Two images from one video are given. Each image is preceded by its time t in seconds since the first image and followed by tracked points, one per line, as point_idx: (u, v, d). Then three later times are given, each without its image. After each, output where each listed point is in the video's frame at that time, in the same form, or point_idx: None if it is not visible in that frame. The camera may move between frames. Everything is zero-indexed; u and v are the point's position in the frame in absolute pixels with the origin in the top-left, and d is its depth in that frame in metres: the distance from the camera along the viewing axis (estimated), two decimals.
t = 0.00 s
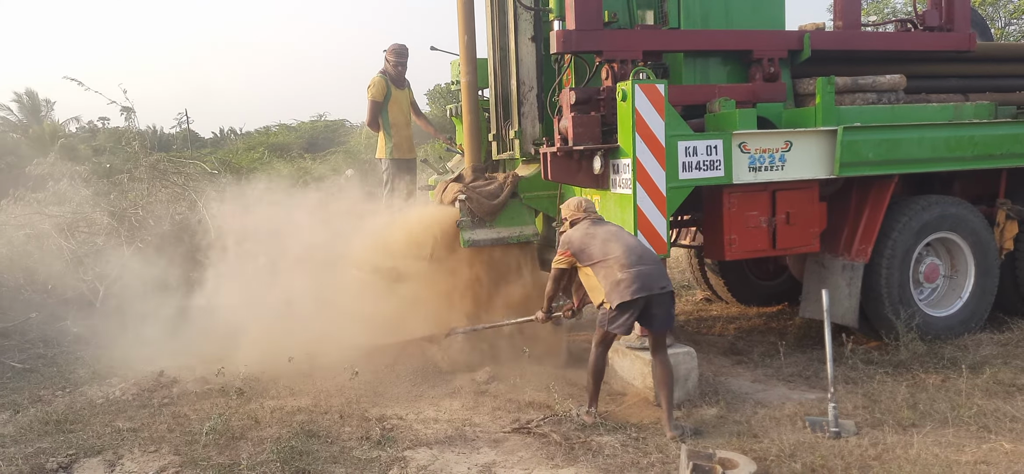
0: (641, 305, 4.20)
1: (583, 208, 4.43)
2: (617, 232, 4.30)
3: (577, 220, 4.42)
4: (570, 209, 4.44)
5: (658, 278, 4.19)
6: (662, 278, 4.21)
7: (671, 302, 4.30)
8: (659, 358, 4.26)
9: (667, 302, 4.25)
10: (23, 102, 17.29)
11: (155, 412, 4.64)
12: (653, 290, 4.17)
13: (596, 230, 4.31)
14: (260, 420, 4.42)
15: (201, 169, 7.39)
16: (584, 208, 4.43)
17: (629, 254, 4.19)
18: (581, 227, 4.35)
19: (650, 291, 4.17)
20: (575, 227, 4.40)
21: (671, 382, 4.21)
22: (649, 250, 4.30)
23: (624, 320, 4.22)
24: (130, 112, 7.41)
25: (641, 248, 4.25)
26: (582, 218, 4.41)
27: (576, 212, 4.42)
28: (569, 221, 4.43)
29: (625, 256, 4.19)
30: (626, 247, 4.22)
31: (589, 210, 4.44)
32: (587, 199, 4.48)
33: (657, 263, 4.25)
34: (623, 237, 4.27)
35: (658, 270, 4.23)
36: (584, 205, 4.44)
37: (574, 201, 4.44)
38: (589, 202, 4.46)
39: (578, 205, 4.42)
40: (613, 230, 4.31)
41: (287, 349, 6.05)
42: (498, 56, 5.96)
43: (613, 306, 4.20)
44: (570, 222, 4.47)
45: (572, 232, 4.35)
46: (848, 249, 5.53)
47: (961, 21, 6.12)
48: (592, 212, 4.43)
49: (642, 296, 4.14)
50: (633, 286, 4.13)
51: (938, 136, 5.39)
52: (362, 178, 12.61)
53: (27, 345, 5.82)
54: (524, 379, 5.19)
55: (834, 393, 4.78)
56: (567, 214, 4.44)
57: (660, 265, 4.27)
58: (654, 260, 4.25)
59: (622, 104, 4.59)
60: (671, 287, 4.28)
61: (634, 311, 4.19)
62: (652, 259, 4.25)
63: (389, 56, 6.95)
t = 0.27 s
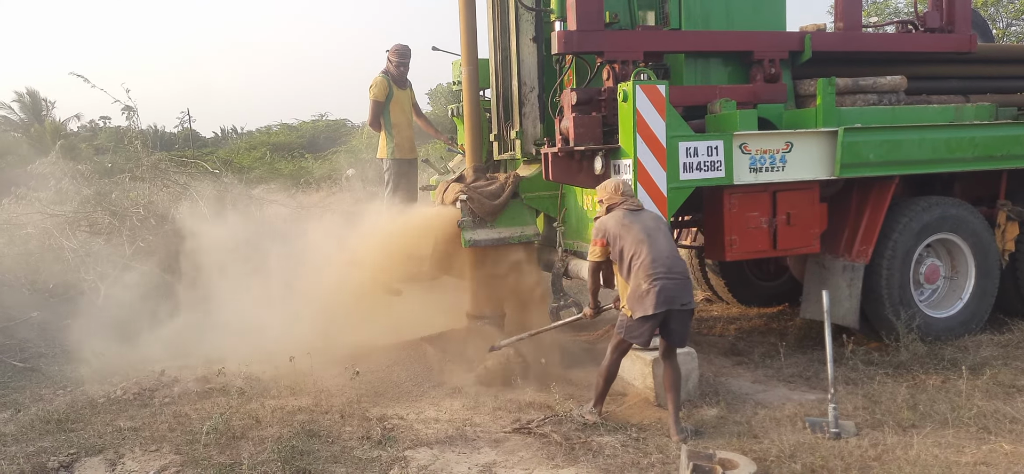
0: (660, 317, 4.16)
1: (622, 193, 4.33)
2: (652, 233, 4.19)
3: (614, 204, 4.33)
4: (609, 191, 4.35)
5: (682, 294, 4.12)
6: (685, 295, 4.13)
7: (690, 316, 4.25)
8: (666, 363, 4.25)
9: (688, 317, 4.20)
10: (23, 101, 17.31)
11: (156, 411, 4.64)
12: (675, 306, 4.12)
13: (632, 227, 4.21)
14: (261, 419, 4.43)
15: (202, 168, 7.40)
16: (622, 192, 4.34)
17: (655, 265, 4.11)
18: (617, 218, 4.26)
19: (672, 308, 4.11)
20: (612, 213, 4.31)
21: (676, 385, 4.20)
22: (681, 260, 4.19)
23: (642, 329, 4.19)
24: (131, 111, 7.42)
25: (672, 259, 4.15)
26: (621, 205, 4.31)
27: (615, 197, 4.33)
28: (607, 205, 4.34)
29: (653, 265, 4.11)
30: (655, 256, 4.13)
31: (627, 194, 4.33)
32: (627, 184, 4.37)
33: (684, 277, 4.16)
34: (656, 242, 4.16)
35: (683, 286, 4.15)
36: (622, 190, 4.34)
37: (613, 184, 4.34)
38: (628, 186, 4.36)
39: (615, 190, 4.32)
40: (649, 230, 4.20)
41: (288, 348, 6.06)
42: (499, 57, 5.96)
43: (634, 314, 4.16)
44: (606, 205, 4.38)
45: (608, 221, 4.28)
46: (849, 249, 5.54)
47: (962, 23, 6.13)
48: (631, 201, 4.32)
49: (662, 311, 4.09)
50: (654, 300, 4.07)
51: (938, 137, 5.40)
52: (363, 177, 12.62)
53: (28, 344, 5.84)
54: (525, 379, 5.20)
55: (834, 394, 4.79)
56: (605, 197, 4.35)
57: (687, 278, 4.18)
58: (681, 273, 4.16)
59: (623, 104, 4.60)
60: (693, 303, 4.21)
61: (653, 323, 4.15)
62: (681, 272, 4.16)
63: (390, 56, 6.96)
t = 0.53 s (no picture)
0: (656, 314, 4.17)
1: (636, 185, 4.29)
2: (657, 228, 4.15)
3: (627, 195, 4.31)
4: (623, 182, 4.32)
5: (675, 295, 4.09)
6: (680, 296, 4.09)
7: (691, 316, 4.19)
8: (672, 363, 4.23)
9: (684, 317, 4.16)
10: (24, 101, 17.32)
11: (156, 410, 4.65)
12: (668, 306, 4.10)
13: (638, 221, 4.20)
14: (261, 418, 4.43)
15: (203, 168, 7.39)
16: (637, 183, 4.29)
17: (649, 264, 4.11)
18: (628, 212, 4.26)
19: (664, 307, 4.10)
20: (626, 205, 4.30)
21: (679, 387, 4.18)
22: (683, 258, 4.13)
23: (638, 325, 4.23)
24: (132, 110, 7.44)
25: (670, 258, 4.10)
26: (634, 197, 4.28)
27: (630, 188, 4.30)
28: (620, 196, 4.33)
29: (647, 264, 4.11)
30: (652, 253, 4.12)
31: (642, 184, 4.28)
32: (644, 174, 4.31)
33: (682, 277, 4.11)
34: (656, 239, 4.13)
35: (679, 286, 4.10)
36: (638, 180, 4.29)
37: (627, 174, 4.31)
38: (644, 177, 4.31)
39: (629, 181, 4.29)
40: (653, 226, 4.16)
41: (289, 347, 6.07)
42: (500, 58, 5.97)
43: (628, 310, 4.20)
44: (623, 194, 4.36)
45: (619, 215, 4.29)
46: (849, 251, 5.54)
47: (963, 25, 6.13)
48: (644, 193, 4.27)
49: (652, 311, 4.10)
50: (644, 299, 4.10)
51: (939, 138, 5.40)
52: (364, 178, 12.62)
53: (28, 343, 5.84)
54: (525, 379, 5.20)
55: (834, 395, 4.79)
56: (620, 187, 4.32)
57: (687, 277, 4.12)
58: (680, 272, 4.11)
59: (624, 105, 4.60)
60: (693, 304, 4.15)
61: (646, 320, 4.17)
62: (679, 271, 4.10)
63: (391, 57, 6.97)
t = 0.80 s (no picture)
0: (642, 312, 4.22)
1: (624, 187, 4.35)
2: (642, 227, 4.21)
3: (616, 197, 4.37)
4: (611, 184, 4.39)
5: (659, 291, 4.14)
6: (664, 293, 4.14)
7: (679, 313, 4.22)
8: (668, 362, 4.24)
9: (670, 314, 4.20)
10: (24, 100, 17.33)
11: (156, 410, 4.65)
12: (652, 303, 4.15)
13: (623, 221, 4.27)
14: (260, 418, 4.44)
15: (203, 167, 7.36)
16: (625, 184, 4.35)
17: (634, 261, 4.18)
18: (615, 213, 4.34)
19: (648, 304, 4.15)
20: (614, 207, 4.37)
21: (678, 387, 4.18)
22: (668, 255, 4.17)
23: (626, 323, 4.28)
24: (132, 110, 7.45)
25: (654, 256, 4.16)
26: (621, 198, 4.35)
27: (617, 190, 4.36)
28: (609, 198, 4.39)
29: (631, 262, 4.17)
30: (636, 252, 4.19)
31: (629, 185, 4.35)
32: (632, 176, 4.37)
33: (666, 274, 4.15)
34: (640, 238, 4.20)
35: (663, 284, 4.14)
36: (625, 181, 4.36)
37: (615, 177, 4.37)
38: (632, 178, 4.37)
39: (616, 182, 4.36)
40: (638, 225, 4.23)
41: (289, 347, 6.07)
42: (500, 58, 5.98)
43: (613, 307, 4.26)
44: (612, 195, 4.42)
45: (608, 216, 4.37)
46: (849, 252, 5.54)
47: (963, 25, 6.13)
48: (631, 194, 4.33)
49: (636, 308, 4.15)
50: (629, 297, 4.16)
51: (939, 139, 5.40)
52: (364, 178, 12.62)
53: (28, 343, 5.85)
54: (525, 379, 5.20)
55: (833, 395, 4.79)
56: (608, 190, 4.39)
57: (671, 275, 4.17)
58: (664, 269, 4.15)
59: (624, 105, 4.60)
60: (678, 301, 4.18)
61: (633, 317, 4.23)
62: (664, 268, 4.15)
63: (392, 57, 6.98)
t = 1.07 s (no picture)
0: (614, 309, 4.24)
1: (583, 196, 4.43)
2: (605, 227, 4.27)
3: (577, 206, 4.45)
4: (570, 194, 4.47)
5: (629, 285, 4.17)
6: (634, 286, 4.17)
7: (649, 307, 4.25)
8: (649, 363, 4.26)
9: (641, 309, 4.22)
10: (24, 101, 17.33)
11: (154, 411, 4.65)
12: (624, 298, 4.17)
13: (586, 225, 4.32)
14: (259, 420, 4.44)
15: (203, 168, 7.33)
16: (583, 193, 4.44)
17: (603, 258, 4.21)
18: (576, 219, 4.39)
19: (620, 299, 4.17)
20: (574, 215, 4.45)
21: (663, 389, 4.20)
22: (634, 251, 4.23)
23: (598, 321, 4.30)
24: (132, 110, 7.46)
25: (621, 252, 4.20)
26: (581, 206, 4.43)
27: (576, 199, 4.44)
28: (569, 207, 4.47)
29: (600, 259, 4.20)
30: (604, 250, 4.22)
31: (589, 193, 4.43)
32: (590, 185, 4.47)
33: (634, 269, 4.19)
34: (606, 236, 4.24)
35: (633, 278, 4.18)
36: (584, 189, 4.44)
37: (573, 187, 4.46)
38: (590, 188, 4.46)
39: (576, 190, 4.44)
40: (601, 225, 4.29)
41: (288, 348, 6.07)
42: (499, 59, 5.99)
43: (585, 307, 4.27)
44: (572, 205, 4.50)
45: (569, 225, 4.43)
46: (847, 253, 5.54)
47: (961, 27, 6.14)
48: (590, 201, 4.42)
49: (608, 304, 4.17)
50: (600, 294, 4.17)
51: (937, 141, 5.41)
52: (363, 179, 12.62)
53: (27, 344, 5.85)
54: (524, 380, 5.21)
55: (832, 396, 4.80)
56: (567, 200, 4.48)
57: (639, 269, 4.21)
58: (632, 264, 4.20)
59: (622, 107, 4.61)
60: (648, 294, 4.22)
61: (605, 314, 4.25)
62: (631, 263, 4.19)
63: (392, 58, 6.98)
